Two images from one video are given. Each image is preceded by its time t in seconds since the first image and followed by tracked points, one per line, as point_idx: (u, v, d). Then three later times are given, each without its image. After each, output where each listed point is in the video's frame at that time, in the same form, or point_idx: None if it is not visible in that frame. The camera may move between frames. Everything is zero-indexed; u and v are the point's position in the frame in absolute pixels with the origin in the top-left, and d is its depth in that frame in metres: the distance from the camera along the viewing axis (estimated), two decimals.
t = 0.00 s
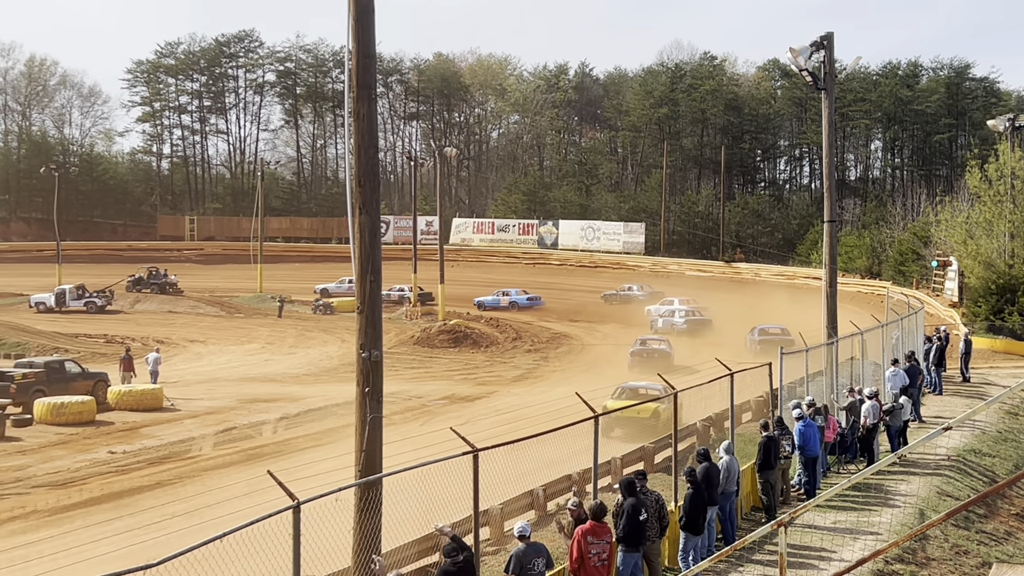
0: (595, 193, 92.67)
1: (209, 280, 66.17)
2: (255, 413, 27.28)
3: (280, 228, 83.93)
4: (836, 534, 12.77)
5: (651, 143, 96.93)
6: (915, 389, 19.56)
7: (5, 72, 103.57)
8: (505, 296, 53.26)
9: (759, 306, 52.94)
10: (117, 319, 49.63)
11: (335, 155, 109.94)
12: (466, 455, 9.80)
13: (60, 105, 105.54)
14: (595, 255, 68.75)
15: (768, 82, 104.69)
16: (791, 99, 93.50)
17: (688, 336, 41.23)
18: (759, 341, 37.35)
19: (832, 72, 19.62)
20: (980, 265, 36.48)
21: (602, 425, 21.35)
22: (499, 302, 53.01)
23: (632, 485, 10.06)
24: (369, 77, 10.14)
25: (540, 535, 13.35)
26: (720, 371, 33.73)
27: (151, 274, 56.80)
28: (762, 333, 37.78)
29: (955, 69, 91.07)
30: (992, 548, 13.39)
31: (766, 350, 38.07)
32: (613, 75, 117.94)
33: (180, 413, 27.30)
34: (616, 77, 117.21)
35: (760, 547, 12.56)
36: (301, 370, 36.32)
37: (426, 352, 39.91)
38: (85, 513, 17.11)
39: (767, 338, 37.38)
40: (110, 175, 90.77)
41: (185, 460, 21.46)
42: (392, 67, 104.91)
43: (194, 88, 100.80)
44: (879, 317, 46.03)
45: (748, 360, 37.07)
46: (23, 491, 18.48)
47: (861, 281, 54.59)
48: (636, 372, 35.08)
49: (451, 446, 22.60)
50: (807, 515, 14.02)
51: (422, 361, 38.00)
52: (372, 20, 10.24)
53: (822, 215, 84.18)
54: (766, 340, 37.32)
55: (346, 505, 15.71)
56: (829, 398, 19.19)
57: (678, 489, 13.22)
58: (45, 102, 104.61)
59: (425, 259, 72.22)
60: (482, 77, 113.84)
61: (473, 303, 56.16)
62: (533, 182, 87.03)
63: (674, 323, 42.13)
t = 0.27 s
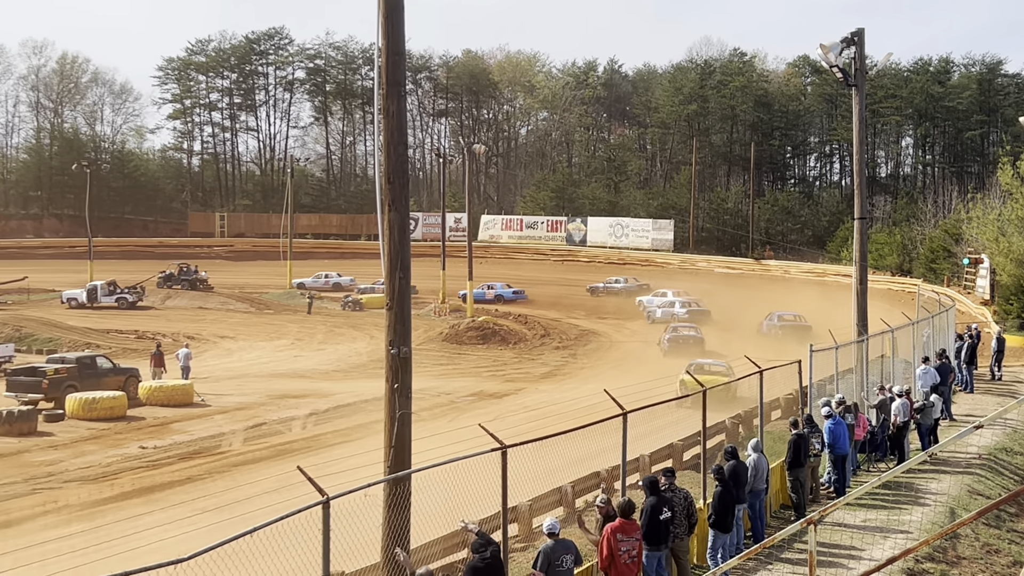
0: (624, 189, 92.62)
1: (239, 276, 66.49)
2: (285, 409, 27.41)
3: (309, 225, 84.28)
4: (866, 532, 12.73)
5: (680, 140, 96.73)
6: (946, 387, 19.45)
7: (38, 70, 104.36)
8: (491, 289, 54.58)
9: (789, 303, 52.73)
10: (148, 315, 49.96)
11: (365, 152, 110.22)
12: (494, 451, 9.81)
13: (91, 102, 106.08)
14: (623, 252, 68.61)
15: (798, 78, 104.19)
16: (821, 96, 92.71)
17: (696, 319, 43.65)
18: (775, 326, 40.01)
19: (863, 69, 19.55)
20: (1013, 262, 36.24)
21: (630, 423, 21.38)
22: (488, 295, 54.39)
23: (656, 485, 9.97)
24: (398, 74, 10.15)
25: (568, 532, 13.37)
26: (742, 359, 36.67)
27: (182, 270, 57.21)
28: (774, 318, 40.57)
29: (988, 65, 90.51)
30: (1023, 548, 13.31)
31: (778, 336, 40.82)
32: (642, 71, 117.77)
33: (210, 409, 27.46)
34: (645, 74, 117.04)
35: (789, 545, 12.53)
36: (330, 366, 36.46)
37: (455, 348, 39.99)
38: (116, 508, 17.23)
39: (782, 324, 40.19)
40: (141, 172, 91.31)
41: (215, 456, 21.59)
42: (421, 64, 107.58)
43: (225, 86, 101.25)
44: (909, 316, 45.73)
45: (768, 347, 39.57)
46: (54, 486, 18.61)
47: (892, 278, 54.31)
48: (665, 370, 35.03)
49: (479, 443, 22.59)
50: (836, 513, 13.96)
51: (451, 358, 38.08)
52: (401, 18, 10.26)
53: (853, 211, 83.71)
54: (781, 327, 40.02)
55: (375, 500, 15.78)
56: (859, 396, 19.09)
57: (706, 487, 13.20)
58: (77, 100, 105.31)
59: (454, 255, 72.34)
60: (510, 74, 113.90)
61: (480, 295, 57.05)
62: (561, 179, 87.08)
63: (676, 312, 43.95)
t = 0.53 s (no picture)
0: (656, 186, 92.41)
1: (272, 272, 66.81)
2: (317, 404, 27.54)
3: (342, 221, 84.59)
4: (900, 531, 12.68)
5: (713, 136, 96.38)
6: (981, 385, 19.30)
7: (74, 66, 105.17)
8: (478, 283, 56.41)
9: (822, 300, 52.51)
10: (182, 310, 50.28)
11: (397, 148, 110.38)
12: (525, 448, 9.83)
13: (126, 99, 106.62)
14: (655, 249, 68.43)
15: (832, 74, 103.55)
16: (855, 92, 92.45)
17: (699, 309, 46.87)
18: (787, 313, 43.45)
19: (898, 64, 19.41)
20: None
21: (663, 419, 21.37)
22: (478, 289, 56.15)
23: (685, 482, 10.01)
24: (431, 71, 10.20)
25: (599, 529, 13.39)
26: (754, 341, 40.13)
27: (216, 267, 57.66)
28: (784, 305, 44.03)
29: None
30: None
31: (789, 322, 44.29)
32: (675, 67, 117.47)
33: (243, 403, 27.63)
34: (677, 69, 116.68)
35: (822, 543, 12.50)
36: (362, 361, 36.59)
37: (487, 344, 40.07)
38: (151, 502, 17.37)
39: (794, 311, 43.58)
40: (176, 168, 91.80)
41: (249, 450, 21.72)
42: (454, 60, 108.17)
43: (258, 82, 101.58)
44: (944, 312, 45.41)
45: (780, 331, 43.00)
46: (90, 480, 18.76)
47: (926, 275, 53.97)
48: (697, 367, 34.95)
49: (511, 439, 22.63)
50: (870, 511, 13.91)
51: (483, 354, 38.15)
52: (434, 15, 10.29)
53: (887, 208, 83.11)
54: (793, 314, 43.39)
55: (407, 495, 15.84)
56: (893, 394, 19.03)
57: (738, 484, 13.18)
58: (112, 96, 105.90)
59: (486, 251, 72.44)
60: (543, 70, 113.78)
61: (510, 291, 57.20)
62: (593, 174, 87.02)
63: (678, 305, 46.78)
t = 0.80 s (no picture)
0: (691, 181, 92.21)
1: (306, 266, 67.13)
2: (352, 398, 27.65)
3: (377, 216, 84.92)
4: (936, 528, 12.59)
5: (749, 131, 96.00)
6: (1018, 382, 19.12)
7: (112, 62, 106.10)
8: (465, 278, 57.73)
9: (858, 296, 52.24)
10: (218, 304, 50.61)
11: (432, 143, 110.50)
12: (560, 442, 9.83)
13: (163, 95, 107.18)
14: (690, 244, 68.26)
15: (869, 69, 102.92)
16: (893, 87, 91.85)
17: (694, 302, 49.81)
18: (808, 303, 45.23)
19: (935, 59, 19.27)
20: None
21: (697, 415, 21.34)
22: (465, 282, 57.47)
23: (720, 478, 9.95)
24: (466, 66, 10.19)
25: (634, 524, 13.37)
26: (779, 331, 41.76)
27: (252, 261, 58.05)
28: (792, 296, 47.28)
29: None
30: None
31: (794, 310, 47.49)
32: (710, 62, 117.10)
33: (279, 397, 27.77)
34: (713, 64, 116.21)
35: (858, 540, 12.43)
36: (397, 356, 36.70)
37: (521, 340, 40.10)
38: (186, 495, 17.50)
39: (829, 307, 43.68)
40: (212, 163, 92.36)
41: (284, 444, 21.82)
42: (488, 55, 106.82)
43: (294, 78, 102.01)
44: (982, 309, 45.04)
45: (788, 318, 46.07)
46: (126, 474, 18.87)
47: (964, 271, 53.59)
48: (732, 363, 34.85)
49: (545, 434, 22.64)
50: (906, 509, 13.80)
51: (517, 349, 38.20)
52: (469, 10, 10.31)
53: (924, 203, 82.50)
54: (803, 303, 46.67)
55: (441, 489, 15.87)
56: (930, 390, 18.92)
57: (772, 480, 13.15)
58: (150, 91, 106.71)
59: (521, 246, 72.52)
60: (578, 65, 113.58)
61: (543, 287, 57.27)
62: (628, 170, 87.02)
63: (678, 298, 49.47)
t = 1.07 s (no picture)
0: (729, 177, 91.83)
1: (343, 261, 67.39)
2: (389, 393, 27.76)
3: (414, 211, 85.21)
4: (975, 526, 12.49)
5: (788, 127, 95.45)
6: None
7: (152, 58, 107.06)
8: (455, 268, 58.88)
9: (897, 292, 51.89)
10: (256, 299, 50.92)
11: (469, 139, 110.59)
12: (596, 437, 9.84)
13: (203, 91, 107.79)
14: (728, 240, 67.97)
15: (909, 64, 102.05)
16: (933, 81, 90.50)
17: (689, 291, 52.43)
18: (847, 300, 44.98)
19: (976, 54, 19.11)
20: None
21: (734, 412, 21.29)
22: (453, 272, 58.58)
23: (757, 474, 9.93)
24: (504, 60, 10.20)
25: (671, 519, 13.38)
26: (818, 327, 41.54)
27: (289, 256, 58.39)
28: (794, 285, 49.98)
29: None
30: None
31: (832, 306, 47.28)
32: (749, 57, 116.51)
33: (317, 391, 27.91)
34: (751, 59, 115.61)
35: (896, 538, 12.35)
36: (433, 351, 36.78)
37: (557, 335, 40.12)
38: (225, 488, 17.61)
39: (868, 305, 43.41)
40: (252, 159, 92.93)
41: (321, 438, 21.92)
42: (526, 50, 108.68)
43: (332, 73, 102.33)
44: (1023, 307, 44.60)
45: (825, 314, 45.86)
46: (165, 467, 19.00)
47: (1004, 268, 53.10)
48: (769, 359, 34.73)
49: (582, 429, 22.63)
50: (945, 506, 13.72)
51: (554, 344, 38.21)
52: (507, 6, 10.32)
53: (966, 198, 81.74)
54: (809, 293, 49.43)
55: (477, 484, 15.92)
56: (970, 387, 18.78)
57: (811, 477, 13.09)
58: (189, 87, 107.46)
59: (557, 242, 72.55)
60: (615, 60, 113.32)
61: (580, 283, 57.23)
62: (666, 165, 86.93)
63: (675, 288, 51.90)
